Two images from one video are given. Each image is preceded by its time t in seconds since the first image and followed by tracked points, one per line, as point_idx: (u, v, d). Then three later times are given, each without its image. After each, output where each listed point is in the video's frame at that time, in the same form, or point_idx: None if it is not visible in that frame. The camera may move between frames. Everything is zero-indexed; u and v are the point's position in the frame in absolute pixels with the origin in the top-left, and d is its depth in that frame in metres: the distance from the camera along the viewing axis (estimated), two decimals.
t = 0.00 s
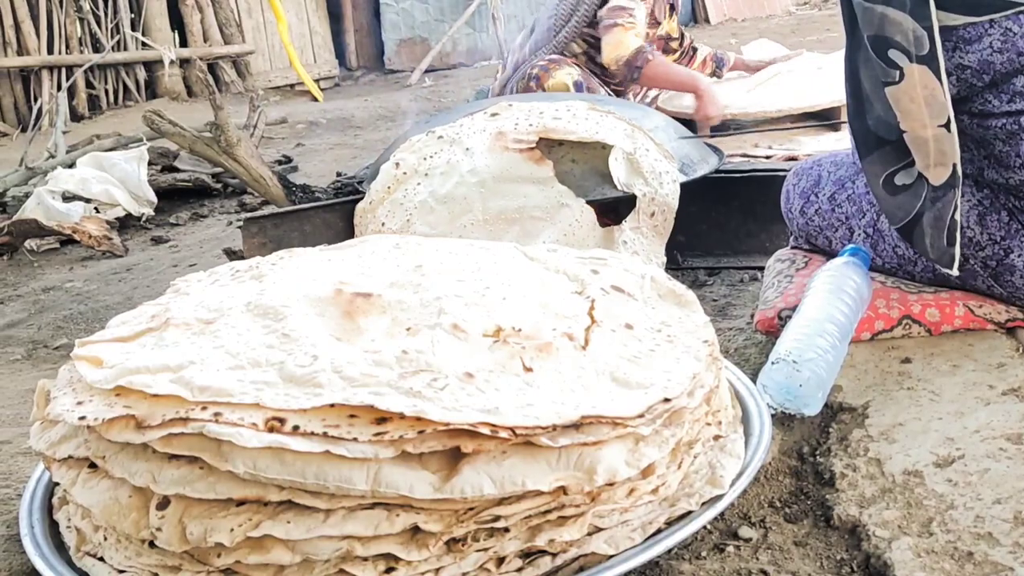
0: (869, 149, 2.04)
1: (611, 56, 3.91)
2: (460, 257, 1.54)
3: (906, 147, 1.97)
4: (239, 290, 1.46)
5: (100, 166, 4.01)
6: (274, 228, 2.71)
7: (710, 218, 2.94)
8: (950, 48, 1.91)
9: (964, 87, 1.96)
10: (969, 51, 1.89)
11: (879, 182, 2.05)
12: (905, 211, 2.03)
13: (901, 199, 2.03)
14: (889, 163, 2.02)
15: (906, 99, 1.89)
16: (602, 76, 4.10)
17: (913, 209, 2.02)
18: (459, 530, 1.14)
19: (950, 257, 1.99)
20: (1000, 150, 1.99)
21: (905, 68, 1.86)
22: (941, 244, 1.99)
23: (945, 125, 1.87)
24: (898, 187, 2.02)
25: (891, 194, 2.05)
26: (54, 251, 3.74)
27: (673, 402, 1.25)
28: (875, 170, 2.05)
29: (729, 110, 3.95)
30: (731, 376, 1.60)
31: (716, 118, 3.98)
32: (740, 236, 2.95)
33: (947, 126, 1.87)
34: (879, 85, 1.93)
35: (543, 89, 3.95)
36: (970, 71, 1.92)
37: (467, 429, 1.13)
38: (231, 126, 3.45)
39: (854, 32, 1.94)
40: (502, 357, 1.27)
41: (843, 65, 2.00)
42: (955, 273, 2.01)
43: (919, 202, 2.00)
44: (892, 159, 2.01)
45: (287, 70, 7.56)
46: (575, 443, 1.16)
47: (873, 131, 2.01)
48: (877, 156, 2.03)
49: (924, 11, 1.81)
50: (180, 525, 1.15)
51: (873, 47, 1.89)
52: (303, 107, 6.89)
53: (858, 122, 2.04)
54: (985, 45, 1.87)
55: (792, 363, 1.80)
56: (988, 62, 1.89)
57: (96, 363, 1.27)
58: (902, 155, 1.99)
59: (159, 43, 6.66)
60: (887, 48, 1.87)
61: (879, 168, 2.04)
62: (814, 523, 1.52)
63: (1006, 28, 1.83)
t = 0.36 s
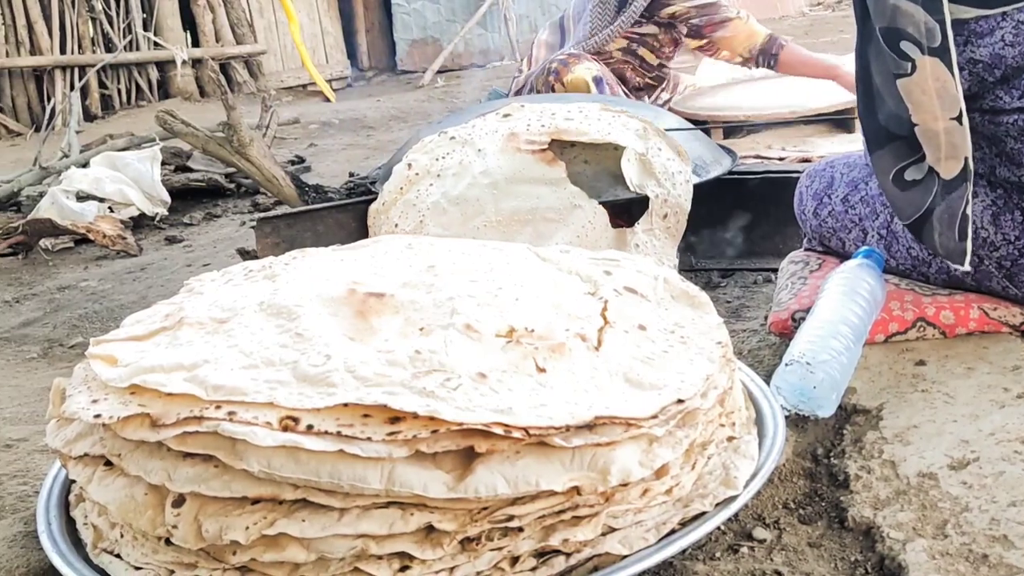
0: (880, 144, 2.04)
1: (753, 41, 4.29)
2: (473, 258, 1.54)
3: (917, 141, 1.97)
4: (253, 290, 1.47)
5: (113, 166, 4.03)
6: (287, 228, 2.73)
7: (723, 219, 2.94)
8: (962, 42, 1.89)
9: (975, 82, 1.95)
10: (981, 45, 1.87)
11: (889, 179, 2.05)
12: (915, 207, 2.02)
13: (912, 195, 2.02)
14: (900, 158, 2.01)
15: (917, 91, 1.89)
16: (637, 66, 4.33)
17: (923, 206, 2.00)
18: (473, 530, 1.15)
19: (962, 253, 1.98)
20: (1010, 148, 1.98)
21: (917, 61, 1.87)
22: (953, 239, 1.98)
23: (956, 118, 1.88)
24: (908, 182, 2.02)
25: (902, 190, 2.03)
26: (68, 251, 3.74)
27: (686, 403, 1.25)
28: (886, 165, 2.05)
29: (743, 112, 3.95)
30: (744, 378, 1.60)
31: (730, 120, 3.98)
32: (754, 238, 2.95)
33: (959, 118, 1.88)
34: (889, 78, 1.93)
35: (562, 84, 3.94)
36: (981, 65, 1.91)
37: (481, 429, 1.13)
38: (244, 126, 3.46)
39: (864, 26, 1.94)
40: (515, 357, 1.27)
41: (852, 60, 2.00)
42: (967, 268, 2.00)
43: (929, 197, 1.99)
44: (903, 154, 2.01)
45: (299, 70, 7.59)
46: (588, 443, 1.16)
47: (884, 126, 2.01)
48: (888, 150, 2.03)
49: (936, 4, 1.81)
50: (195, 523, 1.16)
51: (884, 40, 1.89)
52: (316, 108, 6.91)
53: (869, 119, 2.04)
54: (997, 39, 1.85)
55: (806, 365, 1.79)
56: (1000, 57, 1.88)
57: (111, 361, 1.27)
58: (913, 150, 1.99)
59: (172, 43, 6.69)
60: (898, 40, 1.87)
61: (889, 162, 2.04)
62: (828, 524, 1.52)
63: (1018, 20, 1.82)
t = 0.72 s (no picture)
0: (895, 141, 2.04)
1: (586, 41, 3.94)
2: (486, 258, 1.55)
3: (933, 136, 1.96)
4: (266, 289, 1.47)
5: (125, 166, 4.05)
6: (298, 228, 2.73)
7: (733, 220, 2.93)
8: (975, 36, 1.89)
9: (985, 77, 1.95)
10: (994, 38, 1.88)
11: (906, 175, 2.05)
12: (933, 202, 2.01)
13: (929, 191, 2.02)
14: (917, 153, 2.01)
15: (933, 86, 1.89)
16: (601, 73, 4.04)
17: (941, 201, 2.00)
18: (486, 528, 1.15)
19: (982, 246, 1.97)
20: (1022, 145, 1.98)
21: (932, 55, 1.86)
22: (970, 235, 1.98)
23: (973, 112, 1.88)
24: (925, 177, 2.02)
25: (918, 185, 2.04)
26: (80, 249, 3.72)
27: (699, 403, 1.25)
28: (901, 163, 2.05)
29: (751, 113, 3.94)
30: (757, 379, 1.60)
31: (738, 121, 3.97)
32: (765, 238, 2.94)
33: (976, 112, 1.87)
34: (905, 74, 1.92)
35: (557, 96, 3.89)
36: (994, 59, 1.91)
37: (494, 428, 1.13)
38: (256, 126, 3.47)
39: (878, 23, 1.94)
40: (528, 357, 1.28)
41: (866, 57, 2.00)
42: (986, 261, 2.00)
43: (948, 192, 1.98)
44: (919, 150, 2.01)
45: (310, 71, 7.60)
46: (602, 443, 1.16)
47: (900, 123, 2.01)
48: (903, 147, 2.03)
49: None
50: (209, 520, 1.16)
51: (898, 36, 1.89)
52: (326, 108, 6.93)
53: (884, 116, 2.04)
54: (1010, 32, 1.86)
55: (818, 365, 1.79)
56: (1012, 50, 1.88)
57: (126, 359, 1.28)
58: (929, 146, 1.99)
59: (183, 44, 6.71)
60: (913, 35, 1.86)
61: (904, 159, 2.04)
62: (840, 526, 1.51)
63: None
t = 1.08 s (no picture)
0: (911, 142, 2.03)
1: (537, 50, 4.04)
2: (502, 256, 1.55)
3: (950, 135, 1.95)
4: (282, 286, 1.48)
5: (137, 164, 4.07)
6: (310, 226, 2.74)
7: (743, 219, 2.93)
8: (988, 32, 1.90)
9: (999, 73, 1.96)
10: (1008, 33, 1.89)
11: (923, 175, 2.03)
12: (952, 202, 2.01)
13: (947, 190, 2.01)
14: (934, 153, 2.00)
15: (950, 85, 1.88)
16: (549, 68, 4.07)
17: (961, 200, 2.00)
18: (500, 527, 1.15)
19: (1005, 243, 1.97)
20: None
21: (948, 54, 1.85)
22: (993, 232, 1.98)
23: (990, 109, 1.87)
24: (942, 177, 2.01)
25: (935, 185, 2.03)
26: (91, 247, 3.76)
27: (714, 402, 1.25)
28: (918, 163, 2.03)
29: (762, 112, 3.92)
30: (770, 379, 1.60)
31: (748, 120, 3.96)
32: (775, 238, 2.94)
33: (993, 110, 1.86)
34: (920, 74, 1.91)
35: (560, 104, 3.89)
36: (1008, 54, 1.92)
37: (510, 426, 1.13)
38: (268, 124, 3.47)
39: (889, 24, 1.93)
40: (544, 355, 1.28)
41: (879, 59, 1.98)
42: (1008, 258, 2.00)
43: (967, 190, 1.98)
44: (936, 149, 1.99)
45: (320, 70, 7.62)
46: (617, 441, 1.16)
47: (916, 123, 1.99)
48: (919, 148, 2.02)
49: None
50: (225, 517, 1.16)
51: (913, 36, 1.88)
52: (336, 107, 6.94)
53: (898, 118, 2.02)
54: None
55: (832, 365, 1.79)
56: None
57: (145, 356, 1.29)
58: (946, 145, 1.97)
59: (196, 43, 6.73)
60: (928, 35, 1.86)
61: (922, 160, 2.02)
62: (853, 527, 1.51)
63: None
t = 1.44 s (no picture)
0: (922, 147, 2.02)
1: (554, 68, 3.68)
2: (515, 254, 1.54)
3: (962, 142, 1.95)
4: (297, 283, 1.48)
5: (148, 162, 4.08)
6: (320, 224, 2.74)
7: (754, 218, 2.92)
8: (1007, 40, 1.89)
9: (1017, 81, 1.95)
10: None
11: (933, 180, 2.03)
12: (961, 207, 2.01)
13: (956, 197, 2.01)
14: (945, 159, 1.99)
15: (964, 92, 1.87)
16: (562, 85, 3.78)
17: (970, 206, 2.00)
18: (514, 525, 1.15)
19: (1011, 252, 1.97)
20: None
21: (963, 61, 1.84)
22: (1000, 241, 1.98)
23: (1003, 118, 1.86)
24: (952, 183, 2.01)
25: (945, 192, 2.03)
26: (103, 245, 3.77)
27: (728, 401, 1.25)
28: (928, 168, 2.03)
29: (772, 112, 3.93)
30: (783, 378, 1.59)
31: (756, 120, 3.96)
32: (785, 237, 2.92)
33: (1006, 119, 1.86)
34: (935, 79, 1.91)
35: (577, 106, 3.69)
36: None
37: (525, 424, 1.13)
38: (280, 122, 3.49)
39: (907, 26, 1.92)
40: (558, 352, 1.27)
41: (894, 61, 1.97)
42: (1015, 267, 2.00)
43: (976, 197, 1.98)
44: (947, 155, 1.99)
45: (329, 68, 7.62)
46: (631, 440, 1.16)
47: (928, 128, 1.99)
48: (930, 153, 2.01)
49: (982, 4, 1.78)
50: (240, 513, 1.16)
51: (929, 40, 1.87)
52: (345, 105, 6.95)
53: (911, 121, 2.02)
54: None
55: (845, 364, 1.78)
56: None
57: (162, 352, 1.29)
58: (958, 151, 1.97)
59: (207, 41, 6.74)
60: (944, 41, 1.84)
61: (932, 165, 2.02)
62: (867, 527, 1.50)
63: None
